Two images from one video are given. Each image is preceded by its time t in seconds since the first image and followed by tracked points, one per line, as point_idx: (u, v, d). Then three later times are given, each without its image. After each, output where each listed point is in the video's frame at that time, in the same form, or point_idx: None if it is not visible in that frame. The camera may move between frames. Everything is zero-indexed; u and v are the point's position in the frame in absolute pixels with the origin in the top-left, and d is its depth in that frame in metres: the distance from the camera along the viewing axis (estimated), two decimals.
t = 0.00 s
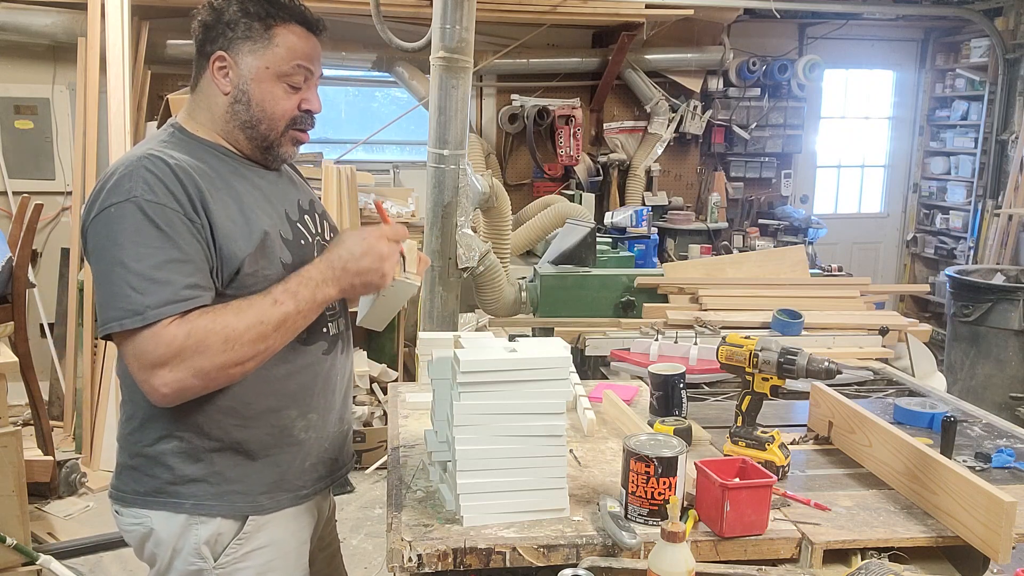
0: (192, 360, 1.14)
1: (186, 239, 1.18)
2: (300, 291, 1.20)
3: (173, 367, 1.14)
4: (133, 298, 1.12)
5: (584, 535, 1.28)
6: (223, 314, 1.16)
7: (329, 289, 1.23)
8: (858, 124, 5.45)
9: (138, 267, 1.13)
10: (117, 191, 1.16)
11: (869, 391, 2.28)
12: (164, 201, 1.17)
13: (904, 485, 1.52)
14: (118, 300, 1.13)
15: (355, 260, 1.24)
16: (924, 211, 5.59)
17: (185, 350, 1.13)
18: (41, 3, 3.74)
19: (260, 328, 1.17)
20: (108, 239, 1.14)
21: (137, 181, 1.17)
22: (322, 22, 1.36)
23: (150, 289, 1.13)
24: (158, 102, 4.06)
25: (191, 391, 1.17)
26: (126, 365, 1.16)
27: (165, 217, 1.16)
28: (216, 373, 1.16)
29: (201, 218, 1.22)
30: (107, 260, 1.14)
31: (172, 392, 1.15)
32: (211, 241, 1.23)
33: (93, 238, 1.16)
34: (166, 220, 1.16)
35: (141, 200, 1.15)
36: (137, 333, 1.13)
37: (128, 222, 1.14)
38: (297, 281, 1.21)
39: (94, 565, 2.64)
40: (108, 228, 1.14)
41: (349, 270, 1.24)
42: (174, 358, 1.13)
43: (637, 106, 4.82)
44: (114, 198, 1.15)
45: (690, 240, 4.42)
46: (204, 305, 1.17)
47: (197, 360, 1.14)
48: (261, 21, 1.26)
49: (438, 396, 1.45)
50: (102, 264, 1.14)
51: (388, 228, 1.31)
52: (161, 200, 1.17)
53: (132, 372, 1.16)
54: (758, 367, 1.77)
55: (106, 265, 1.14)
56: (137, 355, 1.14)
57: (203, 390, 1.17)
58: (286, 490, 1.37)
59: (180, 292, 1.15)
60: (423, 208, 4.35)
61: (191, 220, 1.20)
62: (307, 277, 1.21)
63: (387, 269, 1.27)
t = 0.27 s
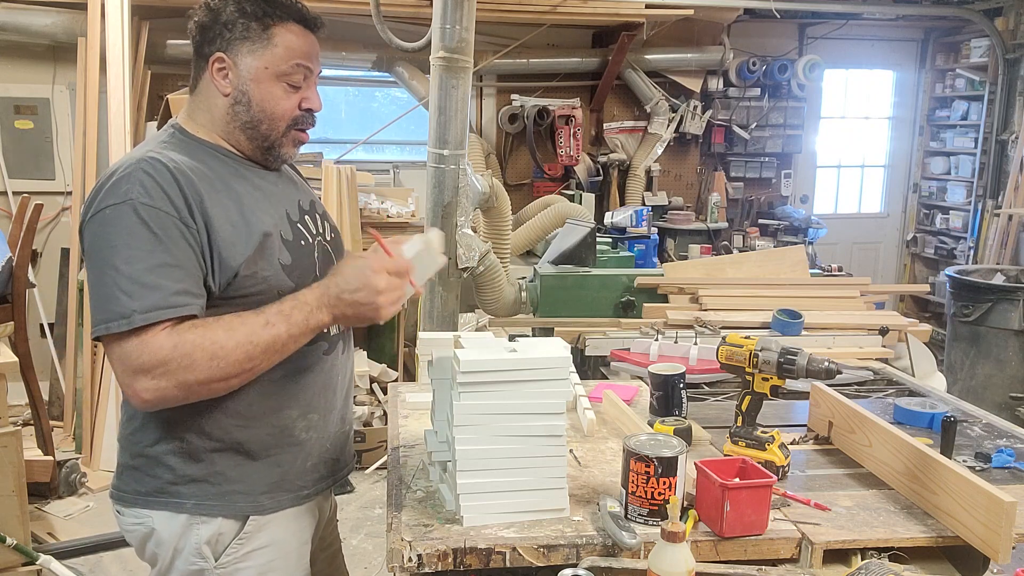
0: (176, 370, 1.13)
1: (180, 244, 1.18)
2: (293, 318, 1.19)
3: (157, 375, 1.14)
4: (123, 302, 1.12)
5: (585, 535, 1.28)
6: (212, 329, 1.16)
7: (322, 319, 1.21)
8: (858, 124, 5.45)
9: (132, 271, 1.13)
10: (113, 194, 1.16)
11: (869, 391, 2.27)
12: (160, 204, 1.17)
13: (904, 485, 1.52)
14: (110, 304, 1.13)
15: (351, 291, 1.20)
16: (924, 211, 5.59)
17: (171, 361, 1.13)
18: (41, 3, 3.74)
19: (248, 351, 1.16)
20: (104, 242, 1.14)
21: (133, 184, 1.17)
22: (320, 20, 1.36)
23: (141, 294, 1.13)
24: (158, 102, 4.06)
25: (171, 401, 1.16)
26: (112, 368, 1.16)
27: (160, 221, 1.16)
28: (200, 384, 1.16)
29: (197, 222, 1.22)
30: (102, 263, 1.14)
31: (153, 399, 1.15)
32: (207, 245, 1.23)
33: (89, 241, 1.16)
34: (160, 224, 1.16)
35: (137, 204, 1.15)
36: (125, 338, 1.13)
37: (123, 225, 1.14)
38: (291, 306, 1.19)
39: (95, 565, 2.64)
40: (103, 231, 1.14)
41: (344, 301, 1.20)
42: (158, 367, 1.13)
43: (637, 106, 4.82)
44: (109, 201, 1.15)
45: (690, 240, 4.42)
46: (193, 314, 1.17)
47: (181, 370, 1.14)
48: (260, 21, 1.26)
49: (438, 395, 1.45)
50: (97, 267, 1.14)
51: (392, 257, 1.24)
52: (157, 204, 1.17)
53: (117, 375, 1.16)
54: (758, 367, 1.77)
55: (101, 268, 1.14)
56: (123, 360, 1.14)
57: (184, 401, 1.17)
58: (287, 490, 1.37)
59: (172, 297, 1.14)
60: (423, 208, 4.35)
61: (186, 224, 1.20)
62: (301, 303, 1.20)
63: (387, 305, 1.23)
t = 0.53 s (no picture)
0: (187, 361, 1.13)
1: (177, 244, 1.18)
2: (290, 297, 1.22)
3: (167, 369, 1.13)
4: (126, 303, 1.12)
5: (584, 535, 1.28)
6: (220, 318, 1.17)
7: (319, 294, 1.23)
8: (858, 124, 5.45)
9: (131, 272, 1.13)
10: (108, 195, 1.16)
11: (869, 391, 2.28)
12: (156, 205, 1.17)
13: (905, 485, 1.52)
14: (110, 305, 1.13)
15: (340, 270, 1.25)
16: (924, 211, 5.60)
17: (179, 352, 1.13)
18: (41, 3, 3.74)
19: (255, 332, 1.17)
20: (101, 244, 1.14)
21: (130, 185, 1.17)
22: (321, 24, 1.36)
23: (141, 294, 1.13)
24: (158, 102, 4.06)
25: (183, 394, 1.15)
26: (116, 368, 1.15)
27: (157, 221, 1.16)
28: (212, 373, 1.15)
29: (194, 222, 1.22)
30: (100, 265, 1.14)
31: (164, 393, 1.14)
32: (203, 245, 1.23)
33: (85, 243, 1.16)
34: (157, 224, 1.16)
35: (133, 205, 1.15)
36: (130, 335, 1.13)
37: (120, 226, 1.14)
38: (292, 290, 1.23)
39: (95, 566, 2.64)
40: (100, 233, 1.14)
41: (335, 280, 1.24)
42: (168, 359, 1.13)
43: (637, 106, 4.82)
44: (105, 203, 1.15)
45: (690, 240, 4.42)
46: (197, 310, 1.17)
47: (192, 360, 1.14)
48: (264, 25, 1.26)
49: (437, 396, 1.45)
50: (95, 268, 1.14)
51: (346, 224, 1.31)
52: (153, 205, 1.17)
53: (122, 375, 1.14)
54: (758, 367, 1.77)
55: (98, 270, 1.14)
56: (130, 357, 1.13)
57: (195, 393, 1.16)
58: (285, 490, 1.37)
59: (172, 297, 1.15)
60: (423, 208, 4.35)
61: (183, 224, 1.20)
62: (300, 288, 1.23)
63: (366, 265, 1.25)
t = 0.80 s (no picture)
0: (210, 348, 1.14)
1: (187, 236, 1.18)
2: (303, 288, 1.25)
3: (191, 357, 1.13)
4: (142, 295, 1.12)
5: (584, 535, 1.28)
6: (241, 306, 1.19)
7: (331, 284, 1.28)
8: (858, 124, 5.45)
9: (142, 264, 1.13)
10: (115, 190, 1.15)
11: (869, 391, 2.28)
12: (163, 199, 1.17)
13: (905, 485, 1.52)
14: (122, 299, 1.12)
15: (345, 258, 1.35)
16: (924, 211, 5.59)
17: (202, 339, 1.13)
18: (42, 3, 3.74)
19: (274, 318, 1.19)
20: (110, 238, 1.14)
21: (136, 179, 1.17)
22: (314, 22, 1.36)
23: (157, 285, 1.13)
24: (158, 102, 4.06)
25: (206, 382, 1.15)
26: (135, 360, 1.14)
27: (165, 214, 1.16)
28: (235, 360, 1.15)
29: (199, 216, 1.22)
30: (109, 259, 1.14)
31: (188, 382, 1.13)
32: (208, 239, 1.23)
33: (92, 238, 1.15)
34: (165, 217, 1.16)
35: (140, 198, 1.15)
36: (150, 325, 1.12)
37: (129, 219, 1.14)
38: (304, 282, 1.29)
39: (94, 566, 2.64)
40: (108, 227, 1.14)
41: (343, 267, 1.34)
42: (192, 346, 1.13)
43: (637, 106, 4.82)
44: (112, 197, 1.15)
45: (690, 240, 4.42)
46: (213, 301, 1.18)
47: (215, 347, 1.14)
48: (259, 23, 1.26)
49: (437, 396, 1.45)
50: (104, 263, 1.14)
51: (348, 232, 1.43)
52: (160, 198, 1.17)
53: (143, 366, 1.13)
54: (758, 367, 1.77)
55: (107, 264, 1.14)
56: (152, 347, 1.12)
57: (218, 381, 1.16)
58: (284, 490, 1.37)
59: (187, 287, 1.14)
60: (423, 208, 4.35)
61: (190, 217, 1.20)
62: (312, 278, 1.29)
63: (377, 254, 1.37)
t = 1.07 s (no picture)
0: (224, 340, 1.13)
1: (192, 232, 1.18)
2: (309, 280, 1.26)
3: (206, 350, 1.12)
4: (152, 290, 1.12)
5: (584, 535, 1.28)
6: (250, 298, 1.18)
7: (336, 275, 1.29)
8: (858, 124, 5.45)
9: (151, 260, 1.13)
10: (120, 187, 1.15)
11: (869, 391, 2.28)
12: (169, 197, 1.17)
13: (905, 485, 1.52)
14: (131, 294, 1.12)
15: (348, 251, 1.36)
16: (924, 211, 5.59)
17: (215, 332, 1.13)
18: (42, 3, 3.74)
19: (284, 309, 1.19)
20: (116, 234, 1.13)
21: (140, 177, 1.17)
22: (313, 22, 1.36)
23: (167, 281, 1.12)
24: (158, 102, 4.06)
25: (221, 374, 1.14)
26: (148, 357, 1.13)
27: (171, 211, 1.17)
28: (249, 350, 1.15)
29: (203, 214, 1.23)
30: (114, 256, 1.13)
31: (203, 375, 1.12)
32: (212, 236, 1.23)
33: (96, 236, 1.15)
34: (171, 213, 1.16)
35: (145, 195, 1.15)
36: (162, 319, 1.12)
37: (134, 215, 1.14)
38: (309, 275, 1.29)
39: (94, 566, 2.64)
40: (114, 224, 1.14)
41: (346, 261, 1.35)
42: (205, 338, 1.12)
43: (637, 106, 4.82)
44: (117, 194, 1.14)
45: (690, 240, 4.42)
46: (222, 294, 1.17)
47: (228, 338, 1.14)
48: (258, 23, 1.26)
49: (437, 396, 1.45)
50: (110, 260, 1.13)
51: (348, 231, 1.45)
52: (165, 195, 1.17)
53: (156, 363, 1.13)
54: (758, 367, 1.77)
55: (113, 261, 1.13)
56: (165, 342, 1.11)
57: (234, 374, 1.15)
58: (282, 490, 1.37)
59: (197, 281, 1.14)
60: (423, 208, 4.35)
61: (194, 214, 1.20)
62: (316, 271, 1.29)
63: (379, 247, 1.38)
